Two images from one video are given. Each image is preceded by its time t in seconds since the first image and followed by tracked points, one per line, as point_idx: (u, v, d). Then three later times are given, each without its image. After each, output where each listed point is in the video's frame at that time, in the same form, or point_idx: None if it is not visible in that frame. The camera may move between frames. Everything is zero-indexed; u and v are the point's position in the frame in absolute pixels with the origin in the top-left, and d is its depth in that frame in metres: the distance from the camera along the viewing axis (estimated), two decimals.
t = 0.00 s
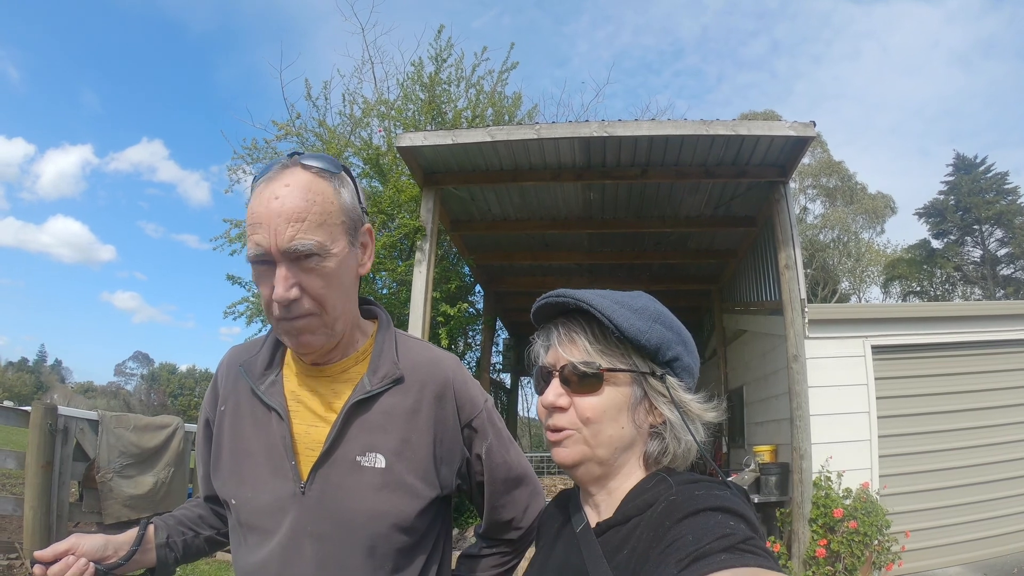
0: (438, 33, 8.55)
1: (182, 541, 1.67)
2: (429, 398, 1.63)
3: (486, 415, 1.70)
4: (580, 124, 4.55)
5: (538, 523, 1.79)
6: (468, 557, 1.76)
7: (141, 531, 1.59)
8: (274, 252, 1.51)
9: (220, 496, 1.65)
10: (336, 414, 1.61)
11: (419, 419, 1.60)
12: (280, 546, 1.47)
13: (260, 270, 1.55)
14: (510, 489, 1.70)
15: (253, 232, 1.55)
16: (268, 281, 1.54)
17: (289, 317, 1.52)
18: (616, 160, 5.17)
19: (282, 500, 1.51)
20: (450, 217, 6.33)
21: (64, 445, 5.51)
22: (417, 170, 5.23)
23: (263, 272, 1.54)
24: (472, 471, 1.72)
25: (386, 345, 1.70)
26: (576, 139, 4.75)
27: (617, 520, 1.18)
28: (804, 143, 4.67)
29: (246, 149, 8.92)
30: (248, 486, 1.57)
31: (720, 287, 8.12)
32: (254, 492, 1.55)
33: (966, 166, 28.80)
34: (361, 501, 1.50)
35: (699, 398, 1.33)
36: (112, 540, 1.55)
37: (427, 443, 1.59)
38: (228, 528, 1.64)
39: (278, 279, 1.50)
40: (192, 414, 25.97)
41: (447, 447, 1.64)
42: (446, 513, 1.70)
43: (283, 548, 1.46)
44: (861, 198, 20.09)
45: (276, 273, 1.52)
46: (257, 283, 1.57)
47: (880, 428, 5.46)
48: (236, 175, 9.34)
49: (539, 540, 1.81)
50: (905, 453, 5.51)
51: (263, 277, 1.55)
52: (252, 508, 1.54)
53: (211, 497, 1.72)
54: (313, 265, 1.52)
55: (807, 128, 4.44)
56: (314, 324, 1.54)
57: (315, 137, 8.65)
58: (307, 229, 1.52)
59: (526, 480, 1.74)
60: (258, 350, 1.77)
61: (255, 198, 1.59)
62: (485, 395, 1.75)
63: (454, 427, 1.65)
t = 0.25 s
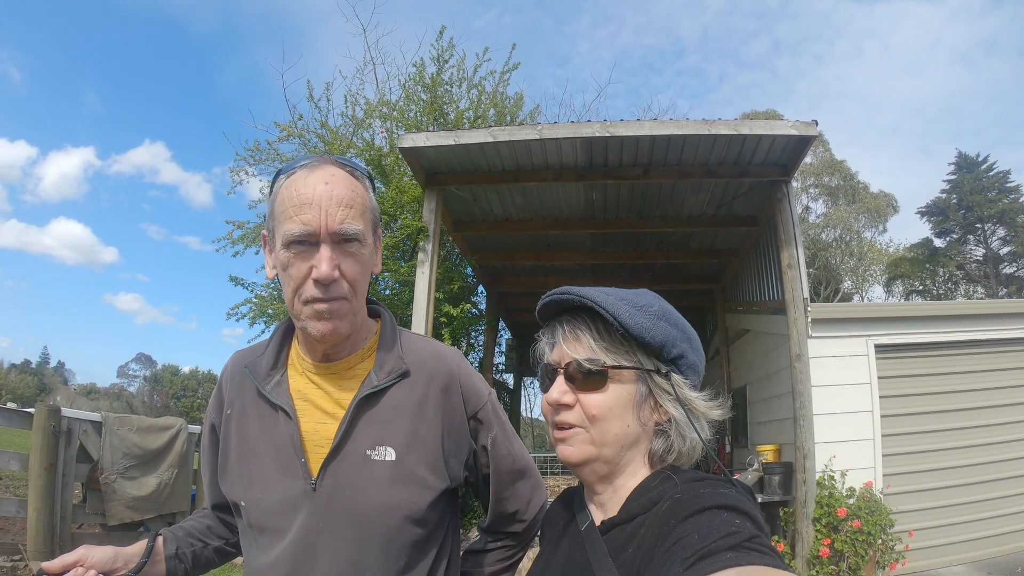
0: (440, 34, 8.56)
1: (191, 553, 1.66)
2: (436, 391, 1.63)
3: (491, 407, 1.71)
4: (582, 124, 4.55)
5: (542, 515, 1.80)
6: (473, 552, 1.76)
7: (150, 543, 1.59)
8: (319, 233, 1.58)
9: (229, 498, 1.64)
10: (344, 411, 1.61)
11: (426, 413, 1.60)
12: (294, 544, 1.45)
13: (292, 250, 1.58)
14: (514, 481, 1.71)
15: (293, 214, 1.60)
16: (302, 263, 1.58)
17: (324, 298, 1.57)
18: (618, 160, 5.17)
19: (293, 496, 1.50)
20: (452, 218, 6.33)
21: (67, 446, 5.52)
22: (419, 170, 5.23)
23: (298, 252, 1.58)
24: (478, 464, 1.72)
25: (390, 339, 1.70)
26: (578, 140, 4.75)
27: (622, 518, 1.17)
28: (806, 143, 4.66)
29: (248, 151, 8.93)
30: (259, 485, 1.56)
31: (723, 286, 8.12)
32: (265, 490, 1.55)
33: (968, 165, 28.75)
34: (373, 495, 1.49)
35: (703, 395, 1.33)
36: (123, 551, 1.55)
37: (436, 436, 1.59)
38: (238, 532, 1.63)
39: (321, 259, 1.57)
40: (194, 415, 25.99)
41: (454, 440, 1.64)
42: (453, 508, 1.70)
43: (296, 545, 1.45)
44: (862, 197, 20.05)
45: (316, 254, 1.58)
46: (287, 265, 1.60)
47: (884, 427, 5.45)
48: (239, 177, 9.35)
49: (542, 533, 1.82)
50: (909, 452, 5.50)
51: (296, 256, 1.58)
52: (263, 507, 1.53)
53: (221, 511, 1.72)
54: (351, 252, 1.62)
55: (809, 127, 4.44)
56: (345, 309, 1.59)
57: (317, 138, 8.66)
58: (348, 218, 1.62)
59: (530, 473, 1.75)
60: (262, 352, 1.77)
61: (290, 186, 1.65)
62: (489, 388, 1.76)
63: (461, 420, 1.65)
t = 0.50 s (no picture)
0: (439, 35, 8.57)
1: (196, 562, 1.66)
2: (427, 394, 1.63)
3: (479, 410, 1.71)
4: (582, 124, 4.55)
5: (527, 516, 1.80)
6: (460, 554, 1.75)
7: (155, 556, 1.58)
8: (353, 234, 1.66)
9: (222, 500, 1.63)
10: (338, 413, 1.61)
11: (417, 415, 1.60)
12: (287, 542, 1.45)
13: (322, 245, 1.64)
14: (500, 483, 1.71)
15: (329, 211, 1.67)
16: (330, 260, 1.64)
17: (348, 295, 1.62)
18: (618, 160, 5.17)
19: (287, 497, 1.50)
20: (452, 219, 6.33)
21: (68, 448, 5.52)
22: (419, 171, 5.23)
23: (328, 248, 1.64)
24: (466, 466, 1.72)
25: (378, 344, 1.70)
26: (578, 140, 4.75)
27: (625, 518, 1.17)
28: (806, 142, 4.66)
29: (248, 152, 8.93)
30: (252, 486, 1.56)
31: (723, 286, 8.12)
32: (258, 490, 1.54)
33: (967, 164, 28.74)
34: (366, 494, 1.49)
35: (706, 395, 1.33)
36: (130, 567, 1.53)
37: (427, 438, 1.59)
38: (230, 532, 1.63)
39: (353, 258, 1.64)
40: (194, 417, 25.97)
41: (444, 441, 1.64)
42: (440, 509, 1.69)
43: (290, 544, 1.45)
44: (862, 197, 20.06)
45: (346, 253, 1.65)
46: (315, 258, 1.64)
47: (885, 427, 5.45)
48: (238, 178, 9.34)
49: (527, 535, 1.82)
50: (909, 451, 5.50)
51: (324, 251, 1.64)
52: (256, 507, 1.53)
53: (219, 517, 1.72)
54: (373, 258, 1.71)
55: (809, 127, 4.44)
56: (361, 310, 1.65)
57: (317, 139, 8.66)
58: (375, 226, 1.73)
59: (515, 475, 1.76)
60: (255, 355, 1.77)
61: (325, 187, 1.72)
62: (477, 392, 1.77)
63: (451, 422, 1.66)
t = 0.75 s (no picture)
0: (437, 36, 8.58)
1: (196, 567, 1.64)
2: (431, 403, 1.65)
3: (478, 421, 1.75)
4: (580, 125, 4.55)
5: (513, 522, 1.84)
6: (449, 558, 1.76)
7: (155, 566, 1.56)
8: (379, 244, 1.69)
9: (221, 501, 1.60)
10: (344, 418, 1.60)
11: (421, 423, 1.61)
12: (291, 545, 1.43)
13: (348, 252, 1.65)
14: (494, 490, 1.75)
15: (356, 219, 1.68)
16: (356, 267, 1.65)
17: (369, 302, 1.64)
18: (616, 161, 5.17)
19: (291, 500, 1.48)
20: (450, 219, 6.32)
21: (65, 451, 5.50)
22: (417, 172, 5.22)
23: (354, 255, 1.65)
24: (461, 472, 1.74)
25: (383, 352, 1.71)
26: (576, 141, 4.75)
27: (628, 522, 1.17)
28: (804, 143, 4.67)
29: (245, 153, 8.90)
30: (254, 488, 1.53)
31: (721, 287, 8.12)
32: (260, 493, 1.51)
33: (964, 164, 28.80)
34: (371, 499, 1.49)
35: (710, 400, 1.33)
36: None
37: (430, 445, 1.61)
38: (227, 533, 1.59)
39: (378, 267, 1.66)
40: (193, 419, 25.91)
41: (445, 449, 1.66)
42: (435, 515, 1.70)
43: (294, 547, 1.43)
44: (859, 197, 20.09)
45: (371, 261, 1.67)
46: (339, 264, 1.64)
47: (883, 427, 5.45)
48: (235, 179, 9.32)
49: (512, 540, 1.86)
50: (908, 451, 5.50)
51: (350, 258, 1.65)
52: (258, 510, 1.50)
53: (213, 517, 1.71)
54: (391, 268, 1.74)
55: (807, 127, 4.44)
56: (378, 318, 1.68)
57: (314, 140, 8.64)
58: (395, 238, 1.76)
59: (505, 482, 1.80)
60: (260, 356, 1.73)
61: (351, 197, 1.74)
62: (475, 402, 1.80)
63: (452, 430, 1.67)
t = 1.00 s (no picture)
0: (434, 36, 8.57)
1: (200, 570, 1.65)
2: (435, 407, 1.65)
3: (478, 427, 1.77)
4: (577, 125, 4.55)
5: (507, 527, 1.85)
6: (445, 561, 1.75)
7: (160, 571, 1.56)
8: (388, 246, 1.70)
9: (222, 501, 1.58)
10: (350, 420, 1.60)
11: (426, 426, 1.61)
12: (295, 546, 1.42)
13: (358, 252, 1.66)
14: (491, 495, 1.76)
15: (366, 221, 1.69)
16: (366, 267, 1.66)
17: (377, 302, 1.64)
18: (613, 161, 5.18)
19: (295, 500, 1.47)
20: (447, 220, 6.32)
21: (62, 452, 5.48)
22: (414, 172, 5.22)
23: (363, 255, 1.66)
24: (461, 476, 1.75)
25: (387, 355, 1.72)
26: (573, 141, 4.75)
27: (625, 524, 1.17)
28: (800, 143, 4.68)
29: (242, 153, 8.88)
30: (257, 487, 1.52)
31: (718, 287, 8.14)
32: (263, 492, 1.50)
33: (959, 164, 28.87)
34: (376, 500, 1.49)
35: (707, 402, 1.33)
36: None
37: (434, 448, 1.61)
38: (227, 533, 1.59)
39: (387, 268, 1.67)
40: (189, 420, 25.83)
41: (447, 453, 1.66)
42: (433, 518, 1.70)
43: (297, 547, 1.42)
44: (856, 197, 20.14)
45: (380, 262, 1.68)
46: (348, 264, 1.65)
47: (880, 426, 5.47)
48: (232, 180, 9.30)
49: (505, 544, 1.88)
50: (904, 451, 5.52)
51: (359, 258, 1.65)
52: (261, 509, 1.49)
53: (213, 518, 1.71)
54: (399, 270, 1.75)
55: (804, 127, 4.45)
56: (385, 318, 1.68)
57: (311, 140, 8.63)
58: (403, 241, 1.78)
59: (501, 487, 1.81)
60: (265, 356, 1.72)
61: (361, 200, 1.75)
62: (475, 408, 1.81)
63: (454, 434, 1.68)
